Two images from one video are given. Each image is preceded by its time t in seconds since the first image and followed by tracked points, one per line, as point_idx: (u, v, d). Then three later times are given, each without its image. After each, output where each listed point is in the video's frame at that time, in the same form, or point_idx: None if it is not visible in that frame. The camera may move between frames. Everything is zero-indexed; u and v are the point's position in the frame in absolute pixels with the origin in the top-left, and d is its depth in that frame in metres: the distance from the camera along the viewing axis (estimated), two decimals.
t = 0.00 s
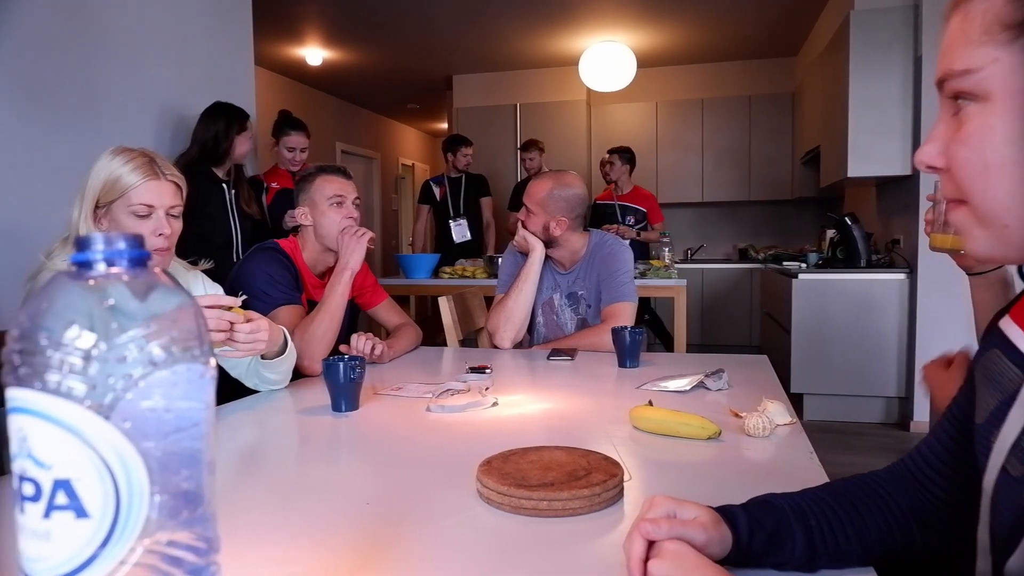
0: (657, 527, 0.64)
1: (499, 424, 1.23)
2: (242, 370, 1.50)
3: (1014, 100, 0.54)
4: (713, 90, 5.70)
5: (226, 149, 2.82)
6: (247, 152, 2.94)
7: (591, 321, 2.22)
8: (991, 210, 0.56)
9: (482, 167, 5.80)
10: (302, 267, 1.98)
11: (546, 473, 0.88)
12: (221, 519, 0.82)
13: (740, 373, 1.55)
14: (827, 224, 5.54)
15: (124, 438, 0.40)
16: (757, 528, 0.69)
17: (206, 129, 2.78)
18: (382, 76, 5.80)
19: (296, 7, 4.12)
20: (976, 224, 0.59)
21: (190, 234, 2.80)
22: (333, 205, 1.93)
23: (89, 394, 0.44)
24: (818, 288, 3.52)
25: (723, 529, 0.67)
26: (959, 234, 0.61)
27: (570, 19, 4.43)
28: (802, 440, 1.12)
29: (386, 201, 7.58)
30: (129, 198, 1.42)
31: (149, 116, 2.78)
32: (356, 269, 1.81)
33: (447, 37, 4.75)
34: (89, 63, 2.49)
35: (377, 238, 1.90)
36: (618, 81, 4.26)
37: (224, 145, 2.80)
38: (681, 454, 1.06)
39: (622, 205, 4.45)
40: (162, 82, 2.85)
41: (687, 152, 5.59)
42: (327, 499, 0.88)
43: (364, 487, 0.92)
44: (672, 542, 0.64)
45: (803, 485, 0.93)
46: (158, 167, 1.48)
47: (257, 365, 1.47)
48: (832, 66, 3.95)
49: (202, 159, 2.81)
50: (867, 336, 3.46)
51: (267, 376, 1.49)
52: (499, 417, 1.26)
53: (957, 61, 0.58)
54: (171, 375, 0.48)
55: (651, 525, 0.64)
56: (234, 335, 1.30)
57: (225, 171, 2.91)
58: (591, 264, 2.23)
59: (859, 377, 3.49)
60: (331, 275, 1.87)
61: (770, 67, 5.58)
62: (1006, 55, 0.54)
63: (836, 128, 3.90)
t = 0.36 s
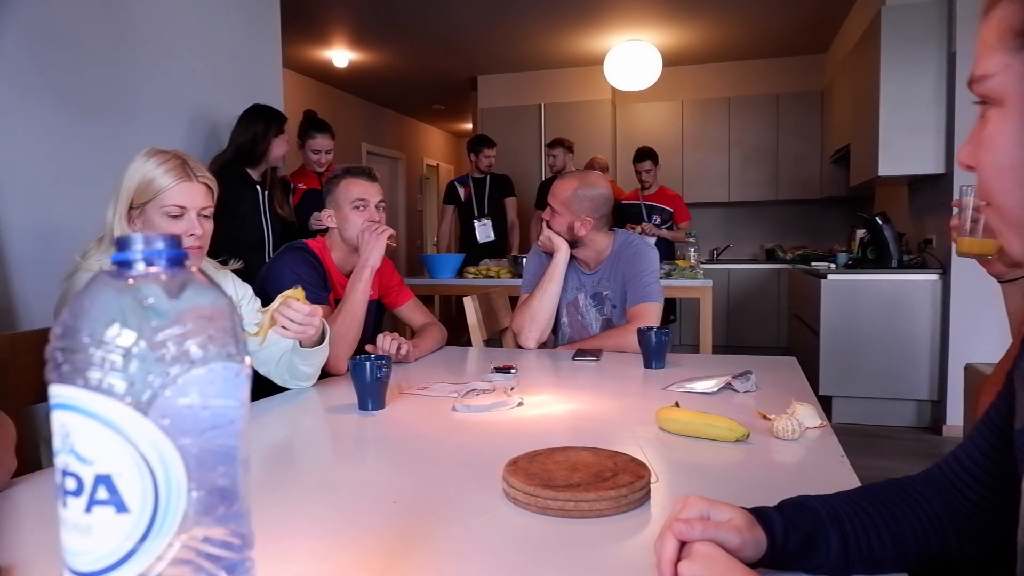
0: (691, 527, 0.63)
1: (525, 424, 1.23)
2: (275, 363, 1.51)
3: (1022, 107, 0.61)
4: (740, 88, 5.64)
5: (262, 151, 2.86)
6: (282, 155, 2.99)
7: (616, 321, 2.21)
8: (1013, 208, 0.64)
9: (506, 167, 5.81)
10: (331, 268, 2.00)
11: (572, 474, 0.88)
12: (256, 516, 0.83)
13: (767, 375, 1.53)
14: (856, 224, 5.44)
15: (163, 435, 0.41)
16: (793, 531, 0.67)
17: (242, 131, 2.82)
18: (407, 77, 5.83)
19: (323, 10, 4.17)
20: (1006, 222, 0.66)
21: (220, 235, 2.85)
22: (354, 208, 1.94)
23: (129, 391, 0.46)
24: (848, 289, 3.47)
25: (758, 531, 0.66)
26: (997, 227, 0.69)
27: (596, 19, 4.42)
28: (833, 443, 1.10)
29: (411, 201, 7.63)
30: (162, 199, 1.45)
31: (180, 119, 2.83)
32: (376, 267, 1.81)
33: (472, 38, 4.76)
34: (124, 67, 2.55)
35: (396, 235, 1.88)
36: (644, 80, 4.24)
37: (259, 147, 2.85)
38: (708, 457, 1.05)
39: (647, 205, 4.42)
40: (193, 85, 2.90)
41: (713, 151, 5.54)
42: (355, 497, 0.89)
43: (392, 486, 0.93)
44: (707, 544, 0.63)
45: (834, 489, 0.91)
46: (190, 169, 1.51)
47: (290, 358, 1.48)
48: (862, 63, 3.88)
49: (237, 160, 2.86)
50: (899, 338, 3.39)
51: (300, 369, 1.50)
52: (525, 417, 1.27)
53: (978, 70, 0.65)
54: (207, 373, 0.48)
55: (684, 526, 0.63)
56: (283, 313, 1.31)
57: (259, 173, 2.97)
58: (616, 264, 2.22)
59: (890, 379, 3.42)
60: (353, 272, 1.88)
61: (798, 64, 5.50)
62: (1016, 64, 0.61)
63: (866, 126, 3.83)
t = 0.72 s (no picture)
0: (720, 532, 0.62)
1: (549, 424, 1.23)
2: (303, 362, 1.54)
3: None
4: (767, 86, 5.57)
5: (288, 152, 2.89)
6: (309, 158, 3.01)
7: (640, 322, 2.20)
8: None
9: (530, 167, 5.81)
10: (357, 268, 2.02)
11: (597, 475, 0.88)
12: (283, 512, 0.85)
13: (795, 377, 1.51)
14: (886, 224, 5.34)
15: (198, 433, 0.42)
16: (823, 537, 0.66)
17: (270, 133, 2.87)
18: (432, 78, 5.86)
19: (349, 12, 4.21)
20: None
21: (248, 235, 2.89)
22: (379, 208, 1.96)
23: (164, 388, 0.47)
24: (877, 290, 3.40)
25: (789, 536, 0.65)
26: None
27: (620, 17, 4.40)
28: (863, 447, 1.08)
29: (435, 201, 7.67)
30: (191, 201, 1.48)
31: (209, 121, 2.88)
32: (398, 266, 1.82)
33: (496, 38, 4.77)
34: (155, 70, 2.60)
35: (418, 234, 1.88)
36: (668, 79, 4.20)
37: (286, 147, 2.87)
38: (734, 459, 1.04)
39: (673, 205, 4.39)
40: (221, 87, 2.95)
41: (739, 150, 5.47)
42: (380, 495, 0.90)
43: (417, 484, 0.94)
44: (737, 548, 0.62)
45: (866, 494, 0.90)
46: (218, 171, 1.53)
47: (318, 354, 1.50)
48: (893, 59, 3.81)
49: (265, 162, 2.90)
50: (930, 340, 3.33)
51: (328, 364, 1.51)
52: (549, 417, 1.27)
53: None
54: (238, 371, 0.49)
55: (713, 530, 0.62)
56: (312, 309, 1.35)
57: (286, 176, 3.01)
58: (641, 264, 2.21)
59: (921, 382, 3.36)
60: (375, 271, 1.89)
61: (827, 62, 5.42)
62: None
63: (897, 123, 3.76)
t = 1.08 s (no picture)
0: (740, 537, 0.61)
1: (567, 424, 1.23)
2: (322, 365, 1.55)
3: None
4: (787, 85, 5.51)
5: (307, 157, 2.92)
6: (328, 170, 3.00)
7: (658, 322, 2.19)
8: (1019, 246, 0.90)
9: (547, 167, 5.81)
10: (374, 267, 2.03)
11: (615, 475, 0.88)
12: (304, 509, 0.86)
13: (815, 379, 1.49)
14: (909, 224, 5.27)
15: (221, 431, 0.43)
16: (845, 540, 0.65)
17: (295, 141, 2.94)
18: (450, 78, 5.88)
19: (367, 13, 4.24)
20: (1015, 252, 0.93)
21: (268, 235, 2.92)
22: (395, 207, 1.96)
23: (189, 386, 0.47)
24: (899, 291, 3.36)
25: (809, 539, 0.64)
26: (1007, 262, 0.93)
27: (638, 17, 4.38)
28: (885, 449, 1.07)
29: (452, 201, 7.69)
30: (215, 202, 1.50)
31: (230, 122, 2.92)
32: (411, 263, 1.83)
33: (514, 38, 4.77)
34: (178, 72, 2.64)
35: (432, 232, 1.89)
36: (687, 78, 4.18)
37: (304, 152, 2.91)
38: (753, 461, 1.03)
39: (691, 205, 4.37)
40: (242, 89, 2.98)
41: (759, 149, 5.42)
42: (399, 493, 0.91)
43: (434, 483, 0.94)
44: (758, 553, 0.61)
45: (888, 497, 0.89)
46: (241, 172, 1.55)
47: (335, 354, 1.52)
48: (916, 57, 3.75)
49: (287, 166, 2.95)
50: (955, 342, 3.27)
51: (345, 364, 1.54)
52: (567, 417, 1.27)
53: None
54: (261, 370, 0.50)
55: (734, 534, 0.62)
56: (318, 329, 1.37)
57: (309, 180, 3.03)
58: (658, 264, 2.20)
59: (945, 385, 3.30)
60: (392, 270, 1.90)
61: (848, 59, 5.35)
62: None
63: (920, 122, 3.70)
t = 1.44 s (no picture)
0: (763, 540, 0.61)
1: (580, 424, 1.23)
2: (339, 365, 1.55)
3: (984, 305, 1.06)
4: (802, 83, 5.46)
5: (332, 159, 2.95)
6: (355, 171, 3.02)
7: (671, 321, 2.18)
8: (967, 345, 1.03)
9: (560, 167, 5.80)
10: (387, 267, 2.04)
11: (629, 475, 0.88)
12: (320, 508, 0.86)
13: (831, 380, 1.48)
14: (926, 224, 5.20)
15: (239, 428, 0.43)
16: (868, 544, 0.64)
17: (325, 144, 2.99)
18: (463, 78, 5.89)
19: (381, 14, 4.26)
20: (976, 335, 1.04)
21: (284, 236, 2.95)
22: (408, 206, 1.97)
23: (207, 383, 0.48)
24: (917, 291, 3.32)
25: (832, 542, 0.63)
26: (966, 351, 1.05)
27: (651, 16, 4.36)
28: (902, 451, 1.06)
29: (466, 201, 7.70)
30: (233, 202, 1.51)
31: (245, 123, 2.94)
32: (426, 263, 1.84)
33: (527, 37, 4.77)
34: (195, 73, 2.66)
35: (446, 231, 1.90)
36: (701, 77, 4.15)
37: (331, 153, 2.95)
38: (768, 462, 1.02)
39: (706, 204, 4.35)
40: (257, 90, 3.01)
41: (774, 148, 5.38)
42: (413, 492, 0.91)
43: (447, 482, 0.95)
44: (781, 557, 0.60)
45: (904, 500, 0.88)
46: (258, 173, 1.57)
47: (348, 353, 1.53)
48: (934, 54, 3.71)
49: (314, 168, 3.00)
50: (973, 343, 3.23)
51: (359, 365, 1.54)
52: (580, 417, 1.26)
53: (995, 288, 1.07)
54: (279, 368, 0.50)
55: (757, 537, 0.61)
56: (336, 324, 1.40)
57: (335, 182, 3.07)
58: (671, 264, 2.19)
59: (963, 387, 3.26)
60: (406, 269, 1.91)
61: (865, 57, 5.29)
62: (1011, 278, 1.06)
63: (938, 121, 3.66)
